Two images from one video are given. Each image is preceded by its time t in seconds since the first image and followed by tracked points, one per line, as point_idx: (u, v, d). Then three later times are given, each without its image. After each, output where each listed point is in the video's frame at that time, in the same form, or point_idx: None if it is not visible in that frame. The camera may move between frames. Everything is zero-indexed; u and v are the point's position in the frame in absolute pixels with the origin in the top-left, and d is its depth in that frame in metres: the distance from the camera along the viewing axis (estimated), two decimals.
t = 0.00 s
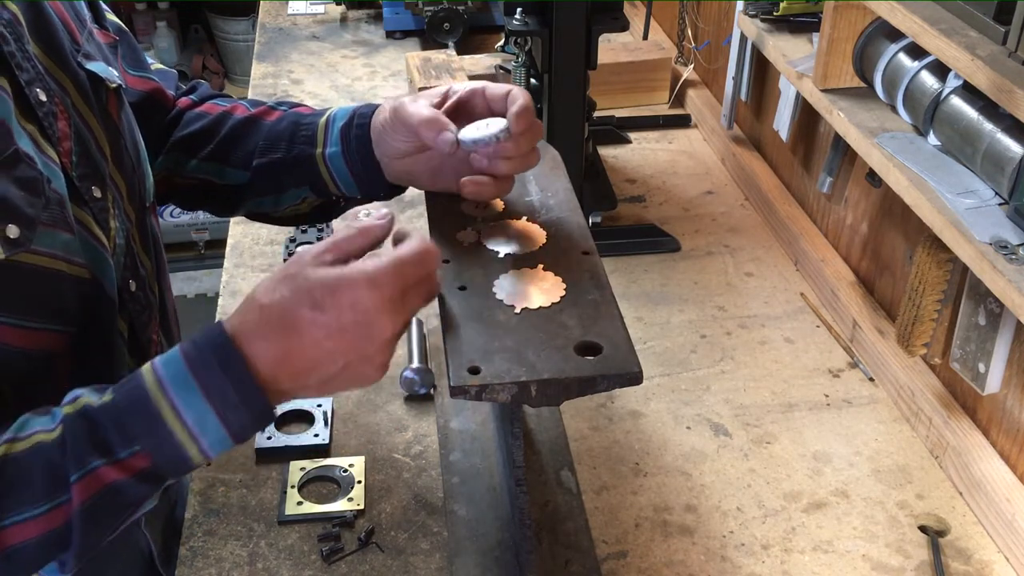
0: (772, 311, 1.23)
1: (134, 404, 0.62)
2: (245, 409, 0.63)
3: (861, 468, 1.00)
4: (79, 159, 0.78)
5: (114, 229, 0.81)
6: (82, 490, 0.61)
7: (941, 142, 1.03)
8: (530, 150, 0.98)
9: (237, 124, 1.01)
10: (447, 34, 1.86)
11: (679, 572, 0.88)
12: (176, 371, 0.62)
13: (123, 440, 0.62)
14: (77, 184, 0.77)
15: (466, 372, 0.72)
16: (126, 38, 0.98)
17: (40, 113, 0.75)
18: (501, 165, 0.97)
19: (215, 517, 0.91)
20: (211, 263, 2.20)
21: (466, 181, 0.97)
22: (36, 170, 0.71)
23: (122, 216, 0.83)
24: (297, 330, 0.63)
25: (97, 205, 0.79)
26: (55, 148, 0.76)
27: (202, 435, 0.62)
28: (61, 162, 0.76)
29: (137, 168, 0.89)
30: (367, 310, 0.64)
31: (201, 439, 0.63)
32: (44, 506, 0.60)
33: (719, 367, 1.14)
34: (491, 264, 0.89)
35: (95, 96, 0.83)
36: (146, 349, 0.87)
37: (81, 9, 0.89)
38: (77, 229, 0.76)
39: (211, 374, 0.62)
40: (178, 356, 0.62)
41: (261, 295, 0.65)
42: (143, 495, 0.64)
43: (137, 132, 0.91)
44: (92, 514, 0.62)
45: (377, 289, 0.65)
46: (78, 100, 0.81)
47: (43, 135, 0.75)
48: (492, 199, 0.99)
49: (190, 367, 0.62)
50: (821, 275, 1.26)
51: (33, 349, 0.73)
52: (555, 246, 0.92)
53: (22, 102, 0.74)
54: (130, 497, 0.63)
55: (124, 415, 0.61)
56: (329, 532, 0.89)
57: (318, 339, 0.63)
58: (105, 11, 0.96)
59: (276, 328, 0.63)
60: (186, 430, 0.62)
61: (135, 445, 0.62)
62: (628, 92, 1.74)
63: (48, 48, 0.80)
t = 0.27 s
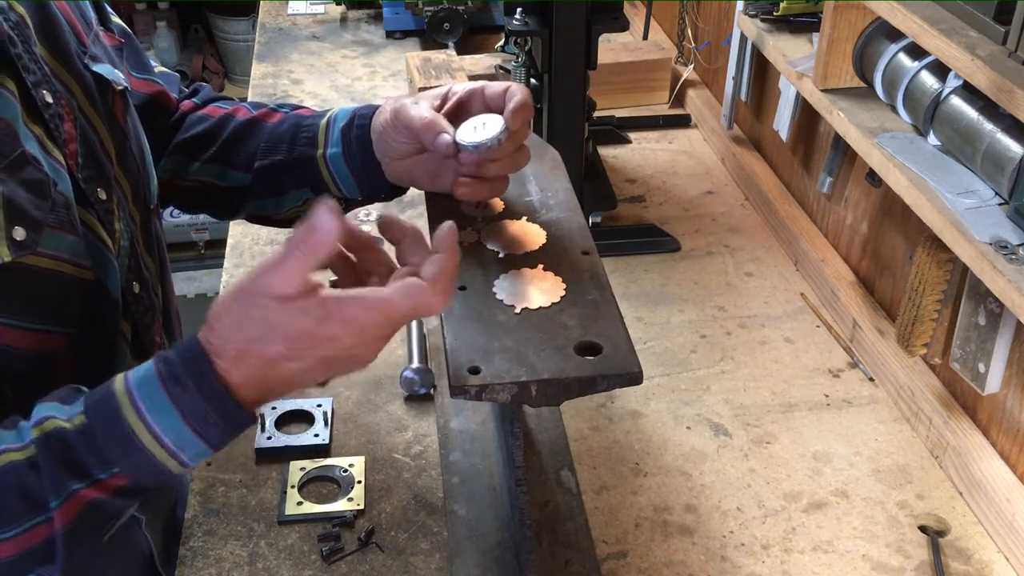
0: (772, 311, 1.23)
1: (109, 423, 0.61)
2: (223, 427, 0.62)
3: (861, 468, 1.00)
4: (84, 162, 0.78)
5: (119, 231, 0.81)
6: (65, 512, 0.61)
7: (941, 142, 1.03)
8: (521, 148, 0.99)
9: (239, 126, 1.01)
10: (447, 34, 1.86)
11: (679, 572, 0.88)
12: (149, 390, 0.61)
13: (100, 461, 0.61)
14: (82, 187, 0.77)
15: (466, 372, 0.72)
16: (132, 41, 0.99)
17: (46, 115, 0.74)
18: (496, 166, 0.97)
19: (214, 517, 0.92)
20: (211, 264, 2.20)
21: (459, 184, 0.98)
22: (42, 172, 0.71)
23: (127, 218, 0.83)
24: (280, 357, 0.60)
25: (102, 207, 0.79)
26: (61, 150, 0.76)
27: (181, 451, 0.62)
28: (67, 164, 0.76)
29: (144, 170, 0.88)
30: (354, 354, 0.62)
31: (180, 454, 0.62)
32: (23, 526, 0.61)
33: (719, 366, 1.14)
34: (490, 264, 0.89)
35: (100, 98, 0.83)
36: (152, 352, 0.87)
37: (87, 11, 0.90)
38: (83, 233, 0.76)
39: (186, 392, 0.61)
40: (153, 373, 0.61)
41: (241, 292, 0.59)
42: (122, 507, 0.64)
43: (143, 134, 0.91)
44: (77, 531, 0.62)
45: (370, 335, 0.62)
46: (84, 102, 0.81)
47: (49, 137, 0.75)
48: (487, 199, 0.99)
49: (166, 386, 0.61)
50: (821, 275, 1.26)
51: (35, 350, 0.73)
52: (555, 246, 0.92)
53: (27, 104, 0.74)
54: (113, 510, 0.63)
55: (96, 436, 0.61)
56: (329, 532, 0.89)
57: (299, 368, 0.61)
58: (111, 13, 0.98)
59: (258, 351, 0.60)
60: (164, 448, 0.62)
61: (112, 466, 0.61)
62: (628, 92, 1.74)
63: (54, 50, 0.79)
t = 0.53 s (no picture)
0: (772, 311, 1.24)
1: (66, 432, 0.60)
2: (176, 453, 0.60)
3: (861, 468, 1.00)
4: (80, 166, 0.78)
5: (116, 235, 0.81)
6: None
7: (941, 142, 1.03)
8: (520, 143, 0.99)
9: (238, 128, 1.01)
10: (447, 34, 1.86)
11: (679, 572, 0.88)
12: (118, 403, 0.60)
13: (47, 470, 0.60)
14: (78, 191, 0.77)
15: (466, 372, 0.72)
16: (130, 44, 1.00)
17: (41, 118, 0.75)
18: (497, 163, 0.97)
19: (215, 516, 0.92)
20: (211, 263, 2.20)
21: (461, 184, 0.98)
22: (34, 176, 0.71)
23: (123, 222, 0.84)
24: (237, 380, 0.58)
25: (99, 211, 0.79)
26: (57, 154, 0.76)
27: (128, 474, 0.61)
28: (63, 168, 0.76)
29: (142, 174, 0.89)
30: (305, 397, 0.58)
31: (127, 477, 0.61)
32: None
33: (719, 367, 1.14)
34: (490, 264, 0.89)
35: (98, 101, 0.83)
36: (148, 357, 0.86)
37: (86, 14, 0.91)
38: (78, 238, 0.77)
39: (145, 408, 0.60)
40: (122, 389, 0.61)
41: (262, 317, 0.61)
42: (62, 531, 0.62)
43: (142, 138, 0.91)
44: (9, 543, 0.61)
45: (326, 380, 0.58)
46: (81, 105, 0.81)
47: (44, 141, 0.75)
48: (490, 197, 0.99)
49: (132, 401, 0.60)
50: (821, 275, 1.26)
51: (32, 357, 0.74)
52: (555, 246, 0.92)
53: (23, 106, 0.74)
54: (50, 532, 0.61)
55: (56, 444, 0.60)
56: (329, 532, 0.89)
57: (247, 399, 0.58)
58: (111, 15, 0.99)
59: (224, 369, 0.59)
60: (114, 466, 0.60)
61: (59, 474, 0.60)
62: (628, 92, 1.74)
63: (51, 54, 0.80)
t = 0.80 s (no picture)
0: (772, 311, 1.24)
1: (99, 467, 0.64)
2: (199, 494, 0.64)
3: (861, 468, 1.00)
4: (75, 170, 0.78)
5: (109, 240, 0.81)
6: (18, 538, 0.61)
7: (942, 142, 1.03)
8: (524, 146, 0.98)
9: (237, 127, 1.01)
10: (447, 34, 1.86)
11: (679, 572, 0.88)
12: (152, 444, 0.65)
13: (75, 499, 0.63)
14: (73, 195, 0.77)
15: (466, 372, 0.72)
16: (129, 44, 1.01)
17: (37, 122, 0.75)
18: (497, 166, 0.96)
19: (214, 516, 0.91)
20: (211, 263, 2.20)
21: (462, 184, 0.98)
22: (29, 182, 0.71)
23: (116, 227, 0.84)
24: (264, 432, 0.65)
25: (93, 216, 0.79)
26: (51, 158, 0.76)
27: (150, 513, 0.64)
28: (58, 173, 0.76)
29: (135, 178, 0.89)
30: (325, 453, 0.65)
31: (148, 515, 0.64)
32: None
33: (719, 367, 1.14)
34: (491, 264, 0.89)
35: (94, 105, 0.85)
36: (139, 360, 0.87)
37: (83, 15, 0.91)
38: (72, 242, 0.76)
39: (177, 451, 0.64)
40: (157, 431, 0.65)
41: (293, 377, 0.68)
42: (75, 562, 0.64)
43: (136, 140, 0.92)
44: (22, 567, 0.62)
45: (346, 436, 0.65)
46: (77, 109, 0.82)
47: (39, 144, 0.75)
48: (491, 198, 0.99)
49: (166, 444, 0.65)
50: (821, 275, 1.26)
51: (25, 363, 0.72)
52: (555, 246, 0.92)
53: (18, 110, 0.75)
54: (62, 560, 0.63)
55: (87, 477, 0.63)
56: (329, 532, 0.89)
57: (272, 448, 0.65)
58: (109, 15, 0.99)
59: (254, 424, 0.66)
60: (138, 503, 0.64)
61: (85, 505, 0.63)
62: (628, 92, 1.74)
63: (48, 58, 0.81)
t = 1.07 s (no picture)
0: (772, 311, 1.24)
1: (114, 476, 0.66)
2: (210, 506, 0.67)
3: (861, 468, 1.00)
4: (67, 168, 0.78)
5: (102, 239, 0.81)
6: (32, 543, 0.63)
7: (941, 142, 1.03)
8: (526, 148, 0.98)
9: (237, 124, 1.01)
10: (448, 34, 1.86)
11: (679, 572, 0.88)
12: (165, 454, 0.67)
13: (89, 506, 0.65)
14: (64, 193, 0.77)
15: (466, 372, 0.72)
16: (125, 40, 1.01)
17: (28, 121, 0.75)
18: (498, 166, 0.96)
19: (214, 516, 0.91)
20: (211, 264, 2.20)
21: (463, 185, 0.98)
22: (19, 180, 0.71)
23: (110, 225, 0.84)
24: (271, 445, 0.67)
25: (86, 214, 0.79)
26: (43, 156, 0.76)
27: (162, 523, 0.66)
28: (49, 171, 0.76)
29: (129, 175, 0.89)
30: (332, 464, 0.67)
31: (160, 525, 0.66)
32: None
33: (719, 367, 1.14)
34: (491, 264, 0.89)
35: (86, 103, 0.84)
36: (134, 360, 0.87)
37: (76, 12, 0.91)
38: (65, 241, 0.76)
39: (191, 462, 0.67)
40: (171, 442, 0.68)
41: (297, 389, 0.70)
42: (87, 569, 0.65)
43: (130, 136, 0.92)
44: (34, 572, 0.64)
45: (351, 446, 0.67)
46: (69, 108, 0.82)
47: (30, 143, 0.75)
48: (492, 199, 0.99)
49: (180, 455, 0.67)
50: (821, 275, 1.26)
51: (19, 361, 0.72)
52: (555, 246, 0.92)
53: (9, 110, 0.74)
54: (74, 566, 0.65)
55: (102, 486, 0.66)
56: (329, 532, 0.89)
57: (279, 460, 0.67)
58: (105, 12, 1.00)
59: (263, 437, 0.68)
60: (150, 513, 0.66)
61: (98, 512, 0.65)
62: (628, 92, 1.74)
63: (38, 57, 0.80)
